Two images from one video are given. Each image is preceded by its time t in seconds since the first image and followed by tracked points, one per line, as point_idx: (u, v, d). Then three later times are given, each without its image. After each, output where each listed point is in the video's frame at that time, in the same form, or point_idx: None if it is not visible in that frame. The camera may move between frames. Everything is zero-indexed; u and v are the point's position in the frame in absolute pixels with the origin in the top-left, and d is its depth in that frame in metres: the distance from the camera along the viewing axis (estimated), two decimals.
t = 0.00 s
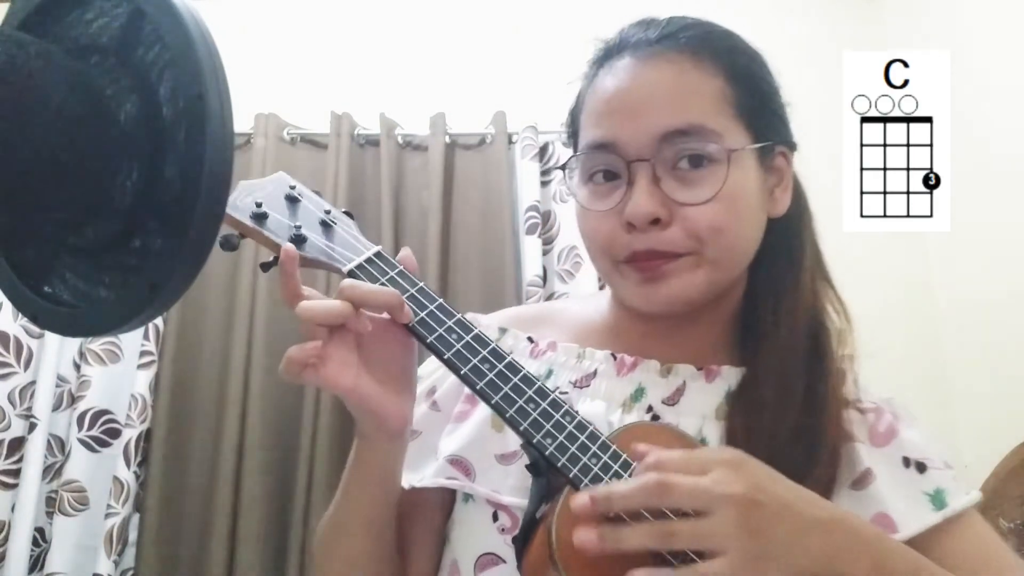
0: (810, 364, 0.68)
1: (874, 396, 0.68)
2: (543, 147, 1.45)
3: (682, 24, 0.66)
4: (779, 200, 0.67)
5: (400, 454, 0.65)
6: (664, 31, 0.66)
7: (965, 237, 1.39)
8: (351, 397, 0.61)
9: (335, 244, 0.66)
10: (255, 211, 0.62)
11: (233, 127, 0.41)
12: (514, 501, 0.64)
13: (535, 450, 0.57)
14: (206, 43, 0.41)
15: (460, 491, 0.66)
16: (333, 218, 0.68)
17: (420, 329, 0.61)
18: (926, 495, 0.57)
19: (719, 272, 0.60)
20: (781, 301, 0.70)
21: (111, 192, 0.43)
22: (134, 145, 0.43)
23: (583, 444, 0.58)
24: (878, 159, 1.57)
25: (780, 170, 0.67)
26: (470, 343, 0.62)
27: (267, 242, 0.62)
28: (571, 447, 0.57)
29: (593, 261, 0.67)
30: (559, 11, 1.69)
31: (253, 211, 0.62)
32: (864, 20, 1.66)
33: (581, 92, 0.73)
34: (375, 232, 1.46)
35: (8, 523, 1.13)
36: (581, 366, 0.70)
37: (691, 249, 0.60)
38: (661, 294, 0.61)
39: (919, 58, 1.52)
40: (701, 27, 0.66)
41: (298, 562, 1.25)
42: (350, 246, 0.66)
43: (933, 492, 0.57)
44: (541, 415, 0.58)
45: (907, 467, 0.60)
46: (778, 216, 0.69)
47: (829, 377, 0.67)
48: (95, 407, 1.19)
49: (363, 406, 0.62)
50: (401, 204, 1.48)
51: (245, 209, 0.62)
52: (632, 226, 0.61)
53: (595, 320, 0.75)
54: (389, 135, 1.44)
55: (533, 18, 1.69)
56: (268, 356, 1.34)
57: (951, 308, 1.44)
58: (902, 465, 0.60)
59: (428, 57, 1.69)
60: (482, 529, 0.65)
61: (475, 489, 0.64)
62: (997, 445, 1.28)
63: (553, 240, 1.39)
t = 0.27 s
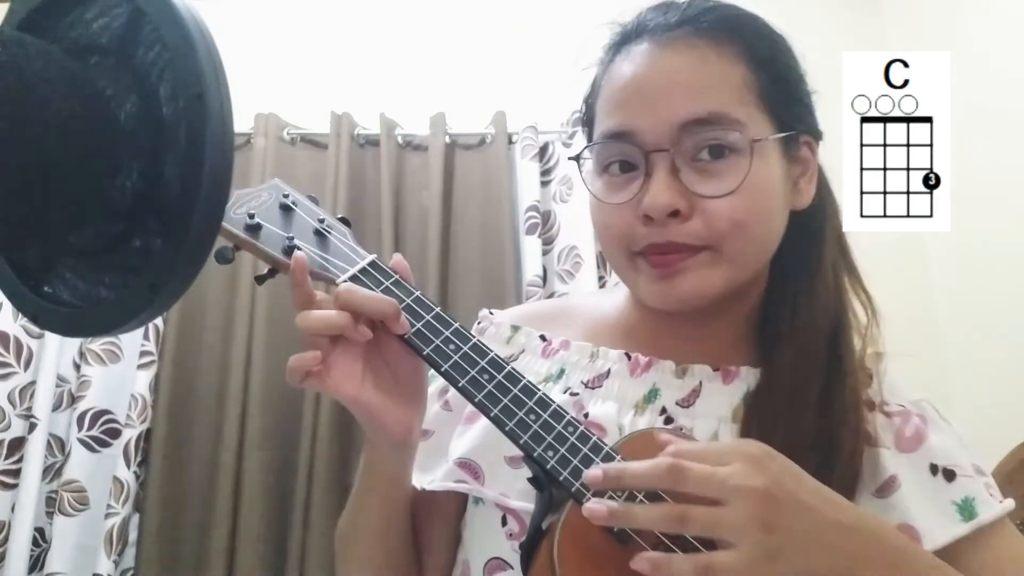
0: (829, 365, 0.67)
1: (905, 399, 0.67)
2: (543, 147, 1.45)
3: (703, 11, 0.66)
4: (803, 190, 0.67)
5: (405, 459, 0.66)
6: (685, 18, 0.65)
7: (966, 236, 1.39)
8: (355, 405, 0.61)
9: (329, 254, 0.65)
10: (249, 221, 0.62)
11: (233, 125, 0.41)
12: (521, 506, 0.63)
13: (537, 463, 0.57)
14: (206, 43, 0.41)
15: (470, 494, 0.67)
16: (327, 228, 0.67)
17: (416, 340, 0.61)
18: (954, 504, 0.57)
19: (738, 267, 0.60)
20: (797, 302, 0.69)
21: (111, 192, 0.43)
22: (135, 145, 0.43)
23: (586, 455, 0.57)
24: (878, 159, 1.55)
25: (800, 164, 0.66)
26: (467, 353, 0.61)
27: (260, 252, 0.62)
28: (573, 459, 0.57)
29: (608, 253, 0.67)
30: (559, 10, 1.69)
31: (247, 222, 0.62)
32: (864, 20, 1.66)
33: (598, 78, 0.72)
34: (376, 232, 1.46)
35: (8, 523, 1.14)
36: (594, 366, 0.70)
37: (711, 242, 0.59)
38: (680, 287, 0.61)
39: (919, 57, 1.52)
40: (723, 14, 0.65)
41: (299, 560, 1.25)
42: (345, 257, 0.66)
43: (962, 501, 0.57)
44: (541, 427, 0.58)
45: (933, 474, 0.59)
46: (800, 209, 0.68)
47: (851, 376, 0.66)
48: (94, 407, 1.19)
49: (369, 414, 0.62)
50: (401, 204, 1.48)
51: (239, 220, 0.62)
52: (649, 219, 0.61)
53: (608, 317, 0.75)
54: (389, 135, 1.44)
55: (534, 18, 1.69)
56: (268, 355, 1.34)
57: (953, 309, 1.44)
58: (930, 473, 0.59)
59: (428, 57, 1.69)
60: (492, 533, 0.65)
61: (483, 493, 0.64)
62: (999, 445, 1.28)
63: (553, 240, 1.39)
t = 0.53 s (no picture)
0: (837, 366, 0.67)
1: (909, 407, 0.67)
2: (543, 147, 1.45)
3: (714, 12, 0.65)
4: (813, 197, 0.67)
5: (405, 456, 0.66)
6: (696, 19, 0.64)
7: (966, 238, 1.40)
8: (355, 402, 0.62)
9: (334, 244, 0.65)
10: (253, 210, 0.63)
11: (233, 126, 0.41)
12: (520, 507, 0.63)
13: (541, 460, 0.56)
14: (207, 45, 0.41)
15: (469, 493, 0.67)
16: (333, 218, 0.67)
17: (423, 334, 0.61)
18: (957, 515, 0.57)
19: (745, 275, 0.60)
20: (806, 304, 0.69)
21: (110, 192, 0.43)
22: (134, 145, 0.42)
23: (590, 455, 0.58)
24: (878, 159, 1.55)
25: (808, 168, 0.66)
26: (473, 349, 0.61)
27: (265, 240, 0.62)
28: (578, 458, 0.57)
29: (613, 258, 0.67)
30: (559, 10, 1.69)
31: (251, 210, 0.63)
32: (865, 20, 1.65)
33: (605, 78, 0.72)
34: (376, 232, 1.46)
35: (8, 522, 1.14)
36: (597, 367, 0.70)
37: (718, 251, 0.60)
38: (686, 295, 0.61)
39: (919, 57, 1.52)
40: (734, 16, 0.65)
41: (298, 560, 1.25)
42: (352, 248, 0.66)
43: (964, 512, 0.57)
44: (546, 424, 0.58)
45: (936, 484, 0.59)
46: (808, 216, 0.69)
47: (858, 380, 0.66)
48: (95, 406, 1.19)
49: (366, 409, 0.62)
50: (401, 204, 1.48)
51: (243, 210, 0.63)
52: (656, 226, 0.61)
53: (612, 318, 0.75)
54: (389, 135, 1.44)
55: (533, 18, 1.69)
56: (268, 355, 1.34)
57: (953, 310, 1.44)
58: (932, 483, 0.60)
59: (428, 57, 1.69)
60: (491, 532, 0.65)
61: (483, 493, 0.64)
62: (998, 446, 1.28)
63: (553, 240, 1.39)
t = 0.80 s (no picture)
0: (837, 372, 0.67)
1: (911, 407, 0.66)
2: (543, 147, 1.45)
3: (718, 21, 0.65)
4: (814, 206, 0.67)
5: (407, 457, 0.66)
6: (700, 29, 0.64)
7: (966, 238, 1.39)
8: (363, 403, 0.62)
9: (344, 247, 0.65)
10: (264, 212, 0.63)
11: (233, 127, 0.41)
12: (522, 511, 0.64)
13: (545, 462, 0.57)
14: (207, 46, 0.41)
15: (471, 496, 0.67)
16: (343, 221, 0.67)
17: (429, 335, 0.61)
18: (958, 517, 0.57)
19: (747, 287, 0.61)
20: (807, 309, 0.69)
21: (110, 192, 0.43)
22: (134, 145, 0.42)
23: (594, 457, 0.58)
24: (878, 159, 1.51)
25: (811, 177, 0.66)
26: (479, 352, 0.61)
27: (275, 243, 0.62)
28: (581, 460, 0.58)
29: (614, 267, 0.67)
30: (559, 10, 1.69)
31: (262, 212, 0.63)
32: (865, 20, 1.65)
33: (607, 84, 0.72)
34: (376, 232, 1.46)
35: (8, 523, 1.14)
36: (599, 372, 0.70)
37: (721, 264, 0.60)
38: (688, 308, 0.61)
39: (919, 57, 1.52)
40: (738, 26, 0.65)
41: (299, 559, 1.25)
42: (361, 250, 0.66)
43: (965, 514, 0.57)
44: (550, 427, 0.58)
45: (937, 486, 0.59)
46: (812, 224, 0.69)
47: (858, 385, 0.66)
48: (94, 406, 1.19)
49: (373, 410, 0.62)
50: (401, 204, 1.48)
51: (254, 212, 0.62)
52: (657, 238, 0.61)
53: (614, 324, 0.75)
54: (389, 135, 1.44)
55: (534, 17, 1.69)
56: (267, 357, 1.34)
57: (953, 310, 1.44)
58: (934, 484, 0.59)
59: (428, 57, 1.69)
60: (492, 535, 0.65)
61: (485, 497, 0.65)
62: (999, 446, 1.28)
63: (553, 240, 1.39)
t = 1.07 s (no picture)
0: (832, 376, 0.67)
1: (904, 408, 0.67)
2: (543, 147, 1.45)
3: (716, 29, 0.65)
4: (810, 210, 0.67)
5: (408, 458, 0.66)
6: (698, 36, 0.64)
7: (966, 238, 1.39)
8: (367, 402, 0.62)
9: (346, 251, 0.65)
10: (268, 214, 0.62)
11: (234, 128, 0.41)
12: (522, 511, 0.64)
13: (546, 462, 0.57)
14: (207, 46, 0.41)
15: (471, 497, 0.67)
16: (346, 225, 0.67)
17: (431, 338, 0.61)
18: (949, 517, 0.58)
19: (746, 290, 0.61)
20: (801, 312, 0.69)
21: (110, 192, 0.43)
22: (134, 145, 0.42)
23: (594, 458, 0.59)
24: (878, 159, 1.55)
25: (808, 182, 0.66)
26: (481, 353, 0.61)
27: (278, 244, 0.61)
28: (582, 460, 0.58)
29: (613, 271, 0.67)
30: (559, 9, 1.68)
31: (266, 213, 0.62)
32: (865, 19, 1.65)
33: (607, 91, 0.72)
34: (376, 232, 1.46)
35: (8, 523, 1.13)
36: (598, 375, 0.70)
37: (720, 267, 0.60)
38: (688, 309, 0.61)
39: (919, 57, 1.52)
40: (736, 33, 0.65)
41: (299, 559, 1.25)
42: (364, 253, 0.66)
43: (956, 514, 0.58)
44: (552, 427, 0.58)
45: (928, 487, 0.59)
46: (807, 228, 0.69)
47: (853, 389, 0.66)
48: (95, 407, 1.19)
49: (377, 411, 0.62)
50: (401, 204, 1.48)
51: (258, 213, 0.62)
52: (657, 241, 0.61)
53: (612, 327, 0.75)
54: (389, 135, 1.44)
55: (534, 17, 1.69)
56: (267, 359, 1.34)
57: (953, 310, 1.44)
58: (926, 486, 0.60)
59: (428, 57, 1.69)
60: (491, 536, 0.65)
61: (486, 497, 0.64)
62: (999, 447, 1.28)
63: (553, 240, 1.39)
